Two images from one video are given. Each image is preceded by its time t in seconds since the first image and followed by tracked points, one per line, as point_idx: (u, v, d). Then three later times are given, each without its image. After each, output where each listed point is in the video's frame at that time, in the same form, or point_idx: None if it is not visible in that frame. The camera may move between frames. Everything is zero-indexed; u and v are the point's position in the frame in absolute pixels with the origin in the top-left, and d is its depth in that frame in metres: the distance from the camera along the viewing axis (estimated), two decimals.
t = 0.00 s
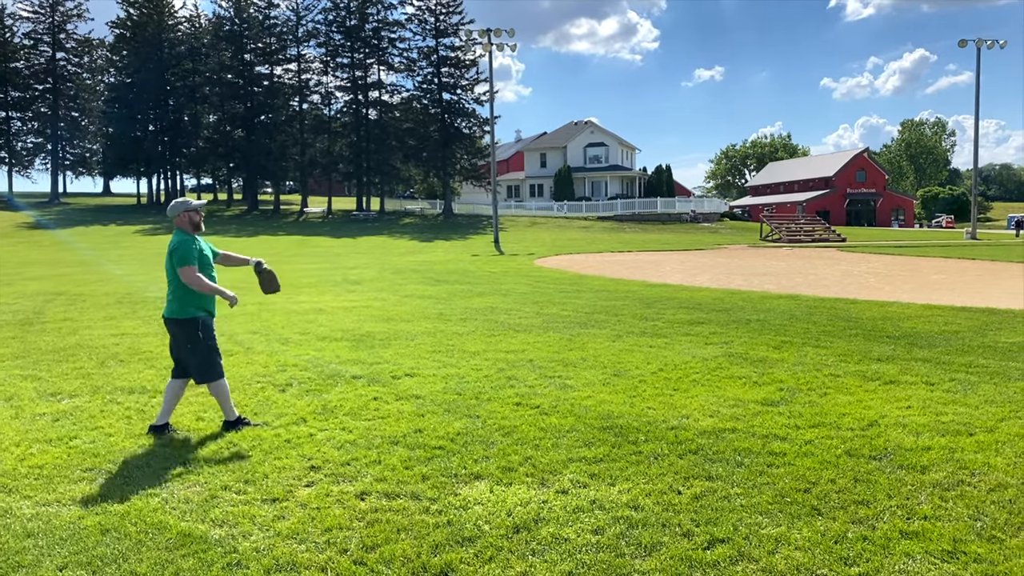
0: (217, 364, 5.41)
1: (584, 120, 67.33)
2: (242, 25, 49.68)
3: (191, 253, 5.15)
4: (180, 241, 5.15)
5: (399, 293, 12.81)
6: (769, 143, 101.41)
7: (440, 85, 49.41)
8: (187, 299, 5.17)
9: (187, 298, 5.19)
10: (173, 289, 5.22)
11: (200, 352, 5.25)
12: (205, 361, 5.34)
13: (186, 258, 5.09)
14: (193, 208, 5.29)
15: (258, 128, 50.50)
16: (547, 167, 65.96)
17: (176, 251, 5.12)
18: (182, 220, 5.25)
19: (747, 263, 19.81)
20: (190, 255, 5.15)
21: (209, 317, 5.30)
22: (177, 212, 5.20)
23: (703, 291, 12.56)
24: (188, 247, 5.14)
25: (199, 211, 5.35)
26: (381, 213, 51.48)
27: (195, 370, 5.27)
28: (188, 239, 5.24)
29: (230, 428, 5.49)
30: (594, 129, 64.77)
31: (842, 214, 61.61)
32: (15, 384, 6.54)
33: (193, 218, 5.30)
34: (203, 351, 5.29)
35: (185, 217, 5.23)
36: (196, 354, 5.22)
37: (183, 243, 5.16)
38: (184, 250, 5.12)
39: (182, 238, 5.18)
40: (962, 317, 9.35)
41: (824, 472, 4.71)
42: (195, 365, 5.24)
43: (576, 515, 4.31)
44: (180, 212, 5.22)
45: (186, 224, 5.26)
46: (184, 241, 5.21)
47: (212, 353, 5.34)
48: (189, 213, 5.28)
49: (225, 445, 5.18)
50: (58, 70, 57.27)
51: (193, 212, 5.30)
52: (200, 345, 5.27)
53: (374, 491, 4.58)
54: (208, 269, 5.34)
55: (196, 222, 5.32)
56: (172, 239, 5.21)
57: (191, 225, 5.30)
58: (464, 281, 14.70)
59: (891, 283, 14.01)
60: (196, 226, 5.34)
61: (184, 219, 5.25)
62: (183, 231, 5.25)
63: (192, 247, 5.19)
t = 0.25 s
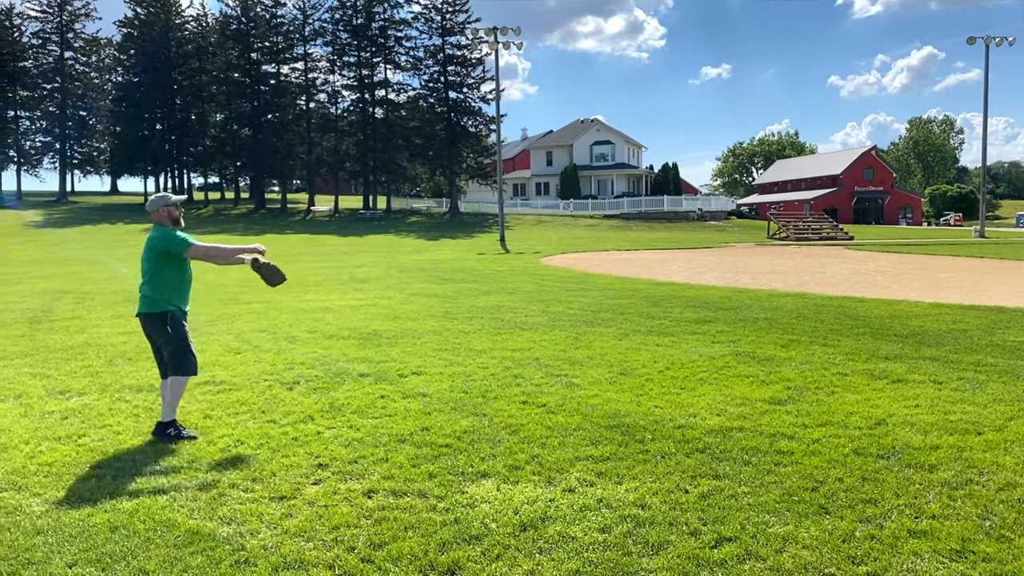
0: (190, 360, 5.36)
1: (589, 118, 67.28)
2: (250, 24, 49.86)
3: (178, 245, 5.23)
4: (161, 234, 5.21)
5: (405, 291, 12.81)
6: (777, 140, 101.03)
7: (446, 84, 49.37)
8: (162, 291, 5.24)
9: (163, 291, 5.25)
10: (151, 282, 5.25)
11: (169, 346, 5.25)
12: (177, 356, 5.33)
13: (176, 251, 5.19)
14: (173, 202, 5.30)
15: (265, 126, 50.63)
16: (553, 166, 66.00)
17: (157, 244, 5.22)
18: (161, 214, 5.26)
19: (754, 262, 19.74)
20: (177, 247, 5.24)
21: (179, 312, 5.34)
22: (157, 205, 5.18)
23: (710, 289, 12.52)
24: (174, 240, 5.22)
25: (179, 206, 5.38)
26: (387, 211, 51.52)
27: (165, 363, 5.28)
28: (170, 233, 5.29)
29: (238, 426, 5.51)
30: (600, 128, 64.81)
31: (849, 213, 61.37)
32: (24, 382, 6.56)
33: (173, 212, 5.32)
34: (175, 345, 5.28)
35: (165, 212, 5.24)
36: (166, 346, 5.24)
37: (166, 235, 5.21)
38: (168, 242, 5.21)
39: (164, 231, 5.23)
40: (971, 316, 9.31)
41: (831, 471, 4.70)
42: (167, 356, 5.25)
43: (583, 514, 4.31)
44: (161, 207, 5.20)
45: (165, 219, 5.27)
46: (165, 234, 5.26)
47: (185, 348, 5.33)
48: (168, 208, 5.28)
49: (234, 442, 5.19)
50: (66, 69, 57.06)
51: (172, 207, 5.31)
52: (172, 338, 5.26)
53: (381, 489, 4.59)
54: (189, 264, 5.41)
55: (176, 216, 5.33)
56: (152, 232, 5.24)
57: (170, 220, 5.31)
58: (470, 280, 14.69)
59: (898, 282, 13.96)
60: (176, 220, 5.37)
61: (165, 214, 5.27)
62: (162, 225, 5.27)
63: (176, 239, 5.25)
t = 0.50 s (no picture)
0: (155, 370, 5.09)
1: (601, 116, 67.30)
2: (262, 23, 49.97)
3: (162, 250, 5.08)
4: (143, 237, 5.05)
5: (417, 289, 12.83)
6: (790, 138, 100.63)
7: (458, 82, 49.41)
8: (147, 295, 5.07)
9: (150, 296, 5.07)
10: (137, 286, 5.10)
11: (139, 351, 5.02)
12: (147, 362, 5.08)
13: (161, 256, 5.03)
14: (155, 206, 5.19)
15: (278, 125, 50.88)
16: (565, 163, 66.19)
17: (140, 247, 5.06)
18: (142, 217, 5.13)
19: (766, 260, 19.66)
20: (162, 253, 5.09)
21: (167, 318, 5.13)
22: (137, 208, 5.08)
23: (721, 288, 12.49)
24: (155, 245, 5.06)
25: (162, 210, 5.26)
26: (400, 210, 51.61)
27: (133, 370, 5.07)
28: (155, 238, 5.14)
29: (251, 423, 5.54)
30: (611, 125, 64.89)
31: (862, 211, 61.03)
32: (40, 380, 6.61)
33: (154, 216, 5.20)
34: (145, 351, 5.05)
35: (146, 215, 5.12)
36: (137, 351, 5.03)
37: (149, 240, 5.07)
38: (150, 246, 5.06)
39: (146, 236, 5.09)
40: (985, 314, 9.25)
41: (844, 470, 4.68)
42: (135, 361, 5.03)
43: (596, 512, 4.30)
44: (141, 209, 5.10)
45: (146, 222, 5.14)
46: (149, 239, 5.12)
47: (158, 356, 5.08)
48: (150, 212, 5.16)
49: (248, 440, 5.22)
50: (82, 69, 57.65)
51: (155, 211, 5.20)
52: (145, 345, 5.04)
53: (394, 486, 4.60)
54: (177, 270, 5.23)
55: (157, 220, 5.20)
56: (135, 238, 5.10)
57: (152, 224, 5.19)
58: (482, 278, 14.70)
59: (911, 280, 13.88)
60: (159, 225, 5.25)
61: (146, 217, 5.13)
62: (144, 228, 5.12)
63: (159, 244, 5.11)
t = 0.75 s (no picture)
0: (142, 374, 5.13)
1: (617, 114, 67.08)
2: (280, 23, 50.02)
3: (137, 253, 5.01)
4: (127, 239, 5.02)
5: (434, 288, 12.85)
6: (808, 136, 99.92)
7: (474, 81, 49.36)
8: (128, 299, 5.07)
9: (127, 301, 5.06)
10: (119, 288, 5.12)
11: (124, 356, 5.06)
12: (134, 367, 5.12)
13: (130, 261, 4.95)
14: (143, 205, 5.15)
15: (296, 125, 51.08)
16: (581, 162, 65.97)
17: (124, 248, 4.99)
18: (131, 217, 5.09)
19: (783, 259, 19.54)
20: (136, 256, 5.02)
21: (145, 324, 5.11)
22: (125, 208, 5.05)
23: (737, 287, 12.45)
24: (135, 248, 5.01)
25: (149, 206, 5.20)
26: (417, 209, 51.70)
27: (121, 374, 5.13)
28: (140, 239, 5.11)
29: (270, 420, 5.57)
30: (629, 123, 64.67)
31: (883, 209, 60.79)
32: (63, 377, 6.69)
33: (144, 215, 5.16)
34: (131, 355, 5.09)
35: (134, 214, 5.08)
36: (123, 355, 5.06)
37: (129, 240, 5.03)
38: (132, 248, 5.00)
39: (128, 236, 5.04)
40: (1006, 314, 9.15)
41: (864, 470, 4.65)
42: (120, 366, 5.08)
43: (613, 511, 4.30)
44: (129, 209, 5.07)
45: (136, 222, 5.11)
46: (133, 239, 5.08)
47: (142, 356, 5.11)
48: (139, 212, 5.13)
49: (267, 437, 5.25)
50: (102, 69, 58.36)
51: (144, 210, 5.17)
52: (130, 349, 5.06)
53: (412, 484, 4.62)
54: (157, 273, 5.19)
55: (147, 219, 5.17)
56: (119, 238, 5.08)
57: (143, 223, 5.15)
58: (498, 277, 14.71)
59: (932, 280, 13.75)
60: (149, 224, 5.21)
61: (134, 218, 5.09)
62: (133, 229, 5.09)
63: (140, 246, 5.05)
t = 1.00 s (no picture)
0: (146, 371, 5.14)
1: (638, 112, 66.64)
2: (302, 22, 50.28)
3: (129, 248, 5.03)
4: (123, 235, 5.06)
5: (455, 286, 12.88)
6: (832, 134, 99.03)
7: (495, 79, 49.39)
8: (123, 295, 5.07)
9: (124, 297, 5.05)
10: (113, 286, 5.12)
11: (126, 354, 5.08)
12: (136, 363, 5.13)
13: (122, 255, 4.97)
14: (139, 201, 5.19)
15: (317, 124, 51.37)
16: (602, 160, 65.67)
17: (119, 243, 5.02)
18: (127, 213, 5.13)
19: (805, 257, 19.39)
20: (129, 250, 5.04)
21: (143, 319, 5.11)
22: (121, 204, 5.09)
23: (758, 285, 12.37)
24: (128, 243, 5.04)
25: (144, 203, 5.25)
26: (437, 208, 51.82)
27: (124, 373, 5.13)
28: (133, 235, 5.14)
29: (292, 417, 5.60)
30: (650, 121, 64.25)
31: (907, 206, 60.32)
32: (88, 374, 6.77)
33: (139, 210, 5.20)
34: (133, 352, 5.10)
35: (129, 209, 5.12)
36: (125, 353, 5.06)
37: (121, 237, 5.05)
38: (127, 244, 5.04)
39: (122, 232, 5.08)
40: None
41: (888, 470, 4.61)
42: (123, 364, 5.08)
43: (635, 510, 4.29)
44: (124, 205, 5.11)
45: (131, 218, 5.15)
46: (127, 236, 5.11)
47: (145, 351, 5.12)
48: (134, 207, 5.17)
49: (289, 433, 5.29)
50: (126, 69, 58.94)
51: (138, 205, 5.21)
52: (131, 346, 5.07)
53: (433, 481, 4.63)
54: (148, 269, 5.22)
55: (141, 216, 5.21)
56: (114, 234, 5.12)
57: (137, 219, 5.19)
58: (518, 275, 14.71)
59: (957, 279, 13.58)
60: (144, 219, 5.25)
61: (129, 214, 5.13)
62: (127, 225, 5.13)
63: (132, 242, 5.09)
